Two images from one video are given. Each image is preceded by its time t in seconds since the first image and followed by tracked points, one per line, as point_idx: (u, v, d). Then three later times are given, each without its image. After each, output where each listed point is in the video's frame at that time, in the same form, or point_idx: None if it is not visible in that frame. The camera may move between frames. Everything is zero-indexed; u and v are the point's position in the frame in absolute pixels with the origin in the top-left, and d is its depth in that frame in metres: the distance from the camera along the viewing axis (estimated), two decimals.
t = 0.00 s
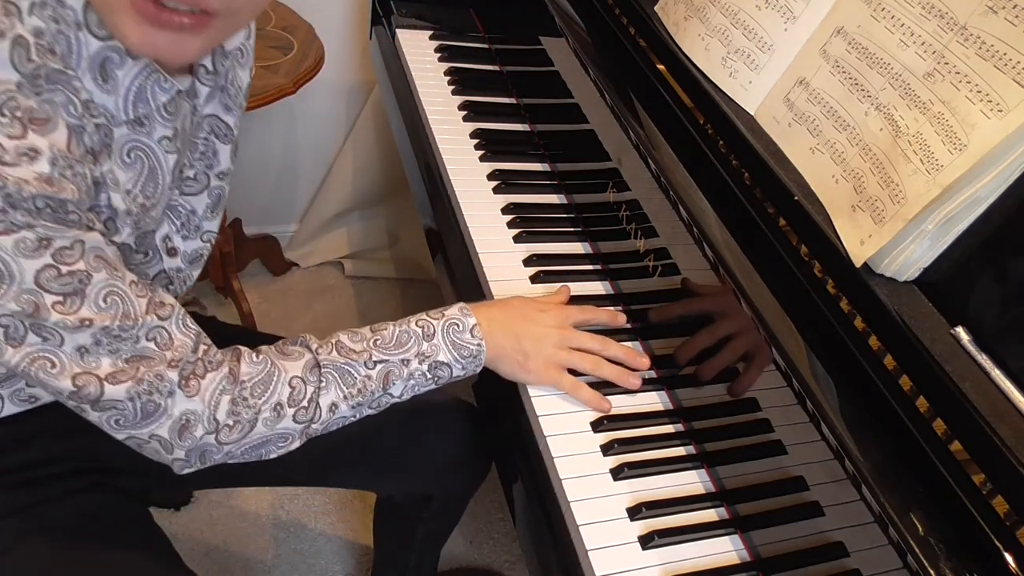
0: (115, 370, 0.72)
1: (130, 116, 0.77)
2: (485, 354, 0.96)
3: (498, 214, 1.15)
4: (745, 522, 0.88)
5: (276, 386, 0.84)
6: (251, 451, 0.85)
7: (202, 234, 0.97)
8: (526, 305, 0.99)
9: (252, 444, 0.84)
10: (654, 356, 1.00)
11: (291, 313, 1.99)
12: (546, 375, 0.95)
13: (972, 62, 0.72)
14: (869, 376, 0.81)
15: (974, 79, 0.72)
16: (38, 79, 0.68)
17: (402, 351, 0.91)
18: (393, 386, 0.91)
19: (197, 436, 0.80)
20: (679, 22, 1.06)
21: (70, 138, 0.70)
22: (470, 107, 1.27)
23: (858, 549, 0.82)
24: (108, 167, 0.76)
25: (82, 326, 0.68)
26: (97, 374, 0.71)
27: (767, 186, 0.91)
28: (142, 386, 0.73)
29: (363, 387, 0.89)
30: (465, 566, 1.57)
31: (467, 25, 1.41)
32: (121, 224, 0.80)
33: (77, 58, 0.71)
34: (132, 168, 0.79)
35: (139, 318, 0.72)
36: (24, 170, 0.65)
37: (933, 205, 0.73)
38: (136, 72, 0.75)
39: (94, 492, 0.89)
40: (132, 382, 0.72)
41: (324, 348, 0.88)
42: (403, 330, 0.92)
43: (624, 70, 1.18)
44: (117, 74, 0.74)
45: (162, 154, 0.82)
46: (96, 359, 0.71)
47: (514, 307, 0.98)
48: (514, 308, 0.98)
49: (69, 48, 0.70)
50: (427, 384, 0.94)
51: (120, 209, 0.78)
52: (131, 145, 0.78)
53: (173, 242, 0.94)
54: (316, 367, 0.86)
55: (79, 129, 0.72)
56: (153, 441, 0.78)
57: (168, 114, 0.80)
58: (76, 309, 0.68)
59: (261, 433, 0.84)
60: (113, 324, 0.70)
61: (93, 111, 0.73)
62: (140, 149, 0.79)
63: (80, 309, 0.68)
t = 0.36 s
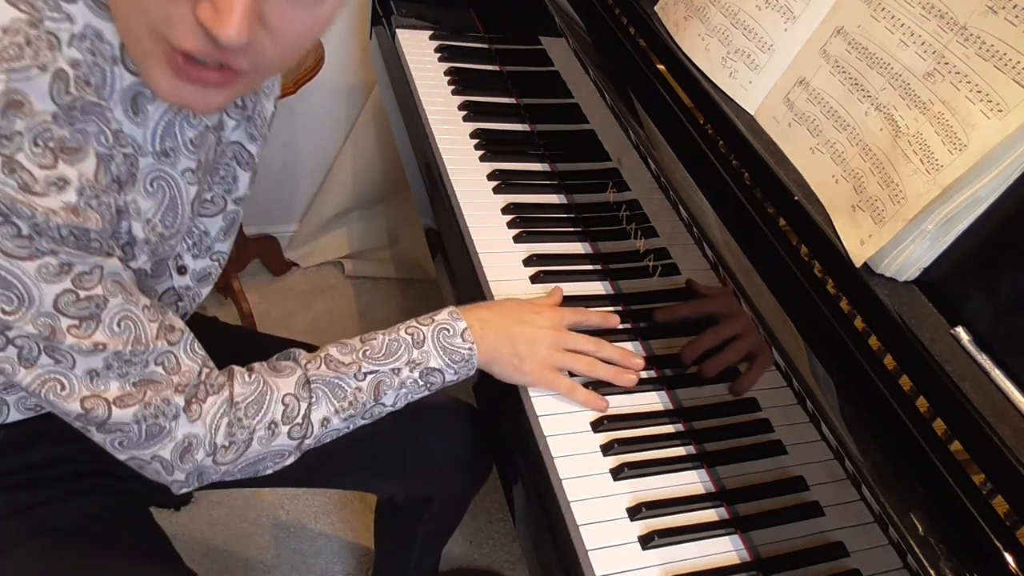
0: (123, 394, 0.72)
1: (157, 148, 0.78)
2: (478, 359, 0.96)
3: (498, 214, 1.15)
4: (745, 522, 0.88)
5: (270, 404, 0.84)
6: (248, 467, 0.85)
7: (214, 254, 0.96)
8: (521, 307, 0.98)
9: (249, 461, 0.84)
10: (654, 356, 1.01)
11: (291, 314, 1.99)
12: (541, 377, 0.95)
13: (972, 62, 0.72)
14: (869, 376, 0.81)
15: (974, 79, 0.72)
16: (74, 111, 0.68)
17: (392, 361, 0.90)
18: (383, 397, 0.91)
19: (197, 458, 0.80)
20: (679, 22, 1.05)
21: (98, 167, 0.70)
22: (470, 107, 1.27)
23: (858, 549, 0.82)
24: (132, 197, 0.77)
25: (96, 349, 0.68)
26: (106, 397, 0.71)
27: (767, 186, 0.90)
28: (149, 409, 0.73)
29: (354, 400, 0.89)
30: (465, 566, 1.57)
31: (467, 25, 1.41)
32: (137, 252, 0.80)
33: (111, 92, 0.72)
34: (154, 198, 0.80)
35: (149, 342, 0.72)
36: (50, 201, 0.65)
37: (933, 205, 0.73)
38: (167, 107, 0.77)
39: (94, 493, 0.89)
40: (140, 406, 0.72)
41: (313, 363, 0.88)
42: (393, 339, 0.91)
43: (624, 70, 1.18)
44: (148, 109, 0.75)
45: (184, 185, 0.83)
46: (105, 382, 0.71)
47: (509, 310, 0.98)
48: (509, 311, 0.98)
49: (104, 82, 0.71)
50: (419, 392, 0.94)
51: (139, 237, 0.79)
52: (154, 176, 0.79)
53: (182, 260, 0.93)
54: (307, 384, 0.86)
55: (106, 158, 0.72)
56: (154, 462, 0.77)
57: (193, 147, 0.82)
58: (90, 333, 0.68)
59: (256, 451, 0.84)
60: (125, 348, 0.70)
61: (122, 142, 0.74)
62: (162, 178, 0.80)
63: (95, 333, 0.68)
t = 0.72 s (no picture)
0: (117, 423, 0.68)
1: (171, 174, 0.79)
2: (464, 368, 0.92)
3: (498, 214, 1.15)
4: (745, 522, 0.87)
5: (252, 430, 0.78)
6: (236, 492, 0.80)
7: (221, 271, 0.98)
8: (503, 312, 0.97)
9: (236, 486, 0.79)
10: (654, 356, 1.01)
11: (291, 313, 1.99)
12: (533, 379, 0.95)
13: (972, 62, 0.72)
14: (869, 376, 0.81)
15: (974, 79, 0.72)
16: (91, 137, 0.68)
17: (376, 376, 0.85)
18: (372, 414, 0.86)
19: (188, 487, 0.75)
20: (679, 22, 1.05)
21: (109, 192, 0.69)
22: (470, 107, 1.27)
23: (859, 549, 0.82)
24: (144, 222, 0.77)
25: (95, 375, 0.65)
26: (100, 425, 0.68)
27: (767, 186, 0.90)
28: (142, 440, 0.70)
29: (341, 418, 0.83)
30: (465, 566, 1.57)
31: (467, 25, 1.40)
32: (145, 276, 0.79)
33: (128, 118, 0.73)
34: (164, 223, 0.81)
35: (150, 370, 0.69)
36: (59, 227, 0.62)
37: (933, 206, 0.73)
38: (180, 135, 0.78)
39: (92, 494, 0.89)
40: (133, 436, 0.69)
41: (297, 384, 0.81)
42: (378, 354, 0.86)
43: (624, 69, 1.18)
44: (163, 137, 0.77)
45: (195, 212, 0.84)
46: (102, 410, 0.68)
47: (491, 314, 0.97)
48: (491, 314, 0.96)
49: (123, 108, 0.72)
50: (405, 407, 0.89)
51: (147, 262, 0.79)
52: (163, 200, 0.80)
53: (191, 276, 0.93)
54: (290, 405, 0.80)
55: (119, 183, 0.72)
56: (143, 489, 0.74)
57: (206, 173, 0.84)
58: (91, 358, 0.65)
59: (243, 477, 0.79)
60: (125, 376, 0.67)
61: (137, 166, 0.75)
62: (171, 202, 0.81)
63: (95, 358, 0.65)
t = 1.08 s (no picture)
0: None
1: (145, 174, 0.80)
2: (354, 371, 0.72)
3: (499, 214, 1.15)
4: (745, 522, 0.87)
5: (82, 492, 0.58)
6: (81, 561, 0.61)
7: (209, 275, 0.98)
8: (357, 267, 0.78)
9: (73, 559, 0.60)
10: (654, 356, 1.01)
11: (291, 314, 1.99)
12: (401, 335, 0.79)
13: (972, 62, 0.72)
14: (869, 376, 0.81)
15: (974, 79, 0.72)
16: (51, 135, 0.66)
17: (231, 413, 0.64)
18: (235, 454, 0.65)
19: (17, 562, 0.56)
20: (679, 22, 1.05)
21: (64, 192, 0.65)
22: (470, 107, 1.27)
23: (859, 549, 0.83)
24: (114, 223, 0.77)
25: None
26: None
27: (767, 186, 0.90)
28: None
29: (191, 468, 0.63)
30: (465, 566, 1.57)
31: (467, 25, 1.40)
32: (116, 279, 0.78)
33: (101, 114, 0.73)
34: (140, 223, 0.81)
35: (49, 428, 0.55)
36: (7, 223, 0.56)
37: (933, 206, 0.73)
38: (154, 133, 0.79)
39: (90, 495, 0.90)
40: None
41: (134, 431, 0.61)
42: (234, 384, 0.65)
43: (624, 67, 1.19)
44: (137, 134, 0.77)
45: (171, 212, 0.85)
46: None
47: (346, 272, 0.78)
48: (344, 277, 0.76)
49: (97, 102, 0.73)
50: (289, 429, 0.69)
51: (118, 264, 0.78)
52: (138, 199, 0.80)
53: (177, 278, 0.92)
54: (127, 458, 0.60)
55: (81, 183, 0.70)
56: None
57: (182, 175, 0.85)
58: None
59: (86, 544, 0.59)
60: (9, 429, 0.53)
61: (103, 161, 0.74)
62: (146, 202, 0.81)
63: None
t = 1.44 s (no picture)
0: None
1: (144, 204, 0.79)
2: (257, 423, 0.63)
3: (498, 214, 1.15)
4: (745, 522, 0.87)
5: None
6: None
7: (212, 299, 0.97)
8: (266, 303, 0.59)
9: None
10: (654, 356, 1.01)
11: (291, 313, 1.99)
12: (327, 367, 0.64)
13: (972, 62, 0.72)
14: (869, 376, 0.81)
15: (974, 79, 0.72)
16: (45, 165, 0.67)
17: (118, 459, 0.60)
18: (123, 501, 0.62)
19: None
20: (679, 22, 1.05)
21: (57, 222, 0.68)
22: (470, 107, 1.27)
23: (858, 549, 0.83)
24: (103, 251, 0.76)
25: None
26: None
27: (767, 186, 0.90)
28: None
29: (70, 512, 0.59)
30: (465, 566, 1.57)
31: (467, 25, 1.40)
32: (99, 307, 0.78)
33: (105, 144, 0.73)
34: (134, 253, 0.80)
35: None
36: None
37: (933, 206, 0.73)
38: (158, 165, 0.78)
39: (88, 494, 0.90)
40: None
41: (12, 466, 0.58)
42: (125, 428, 0.60)
43: (623, 66, 1.19)
44: (141, 165, 0.77)
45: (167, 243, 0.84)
46: None
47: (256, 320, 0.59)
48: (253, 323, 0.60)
49: (100, 133, 0.73)
50: (189, 476, 0.64)
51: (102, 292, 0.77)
52: (134, 230, 0.79)
53: (178, 301, 0.92)
54: None
55: (73, 213, 0.71)
56: None
57: (183, 208, 0.84)
58: None
59: None
60: None
61: (101, 190, 0.75)
62: (143, 232, 0.80)
63: None
